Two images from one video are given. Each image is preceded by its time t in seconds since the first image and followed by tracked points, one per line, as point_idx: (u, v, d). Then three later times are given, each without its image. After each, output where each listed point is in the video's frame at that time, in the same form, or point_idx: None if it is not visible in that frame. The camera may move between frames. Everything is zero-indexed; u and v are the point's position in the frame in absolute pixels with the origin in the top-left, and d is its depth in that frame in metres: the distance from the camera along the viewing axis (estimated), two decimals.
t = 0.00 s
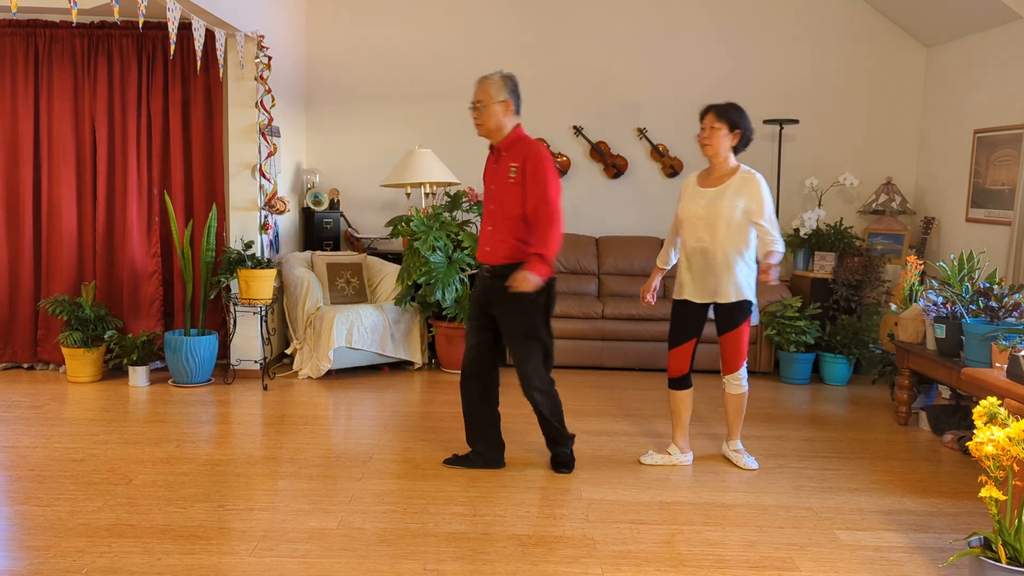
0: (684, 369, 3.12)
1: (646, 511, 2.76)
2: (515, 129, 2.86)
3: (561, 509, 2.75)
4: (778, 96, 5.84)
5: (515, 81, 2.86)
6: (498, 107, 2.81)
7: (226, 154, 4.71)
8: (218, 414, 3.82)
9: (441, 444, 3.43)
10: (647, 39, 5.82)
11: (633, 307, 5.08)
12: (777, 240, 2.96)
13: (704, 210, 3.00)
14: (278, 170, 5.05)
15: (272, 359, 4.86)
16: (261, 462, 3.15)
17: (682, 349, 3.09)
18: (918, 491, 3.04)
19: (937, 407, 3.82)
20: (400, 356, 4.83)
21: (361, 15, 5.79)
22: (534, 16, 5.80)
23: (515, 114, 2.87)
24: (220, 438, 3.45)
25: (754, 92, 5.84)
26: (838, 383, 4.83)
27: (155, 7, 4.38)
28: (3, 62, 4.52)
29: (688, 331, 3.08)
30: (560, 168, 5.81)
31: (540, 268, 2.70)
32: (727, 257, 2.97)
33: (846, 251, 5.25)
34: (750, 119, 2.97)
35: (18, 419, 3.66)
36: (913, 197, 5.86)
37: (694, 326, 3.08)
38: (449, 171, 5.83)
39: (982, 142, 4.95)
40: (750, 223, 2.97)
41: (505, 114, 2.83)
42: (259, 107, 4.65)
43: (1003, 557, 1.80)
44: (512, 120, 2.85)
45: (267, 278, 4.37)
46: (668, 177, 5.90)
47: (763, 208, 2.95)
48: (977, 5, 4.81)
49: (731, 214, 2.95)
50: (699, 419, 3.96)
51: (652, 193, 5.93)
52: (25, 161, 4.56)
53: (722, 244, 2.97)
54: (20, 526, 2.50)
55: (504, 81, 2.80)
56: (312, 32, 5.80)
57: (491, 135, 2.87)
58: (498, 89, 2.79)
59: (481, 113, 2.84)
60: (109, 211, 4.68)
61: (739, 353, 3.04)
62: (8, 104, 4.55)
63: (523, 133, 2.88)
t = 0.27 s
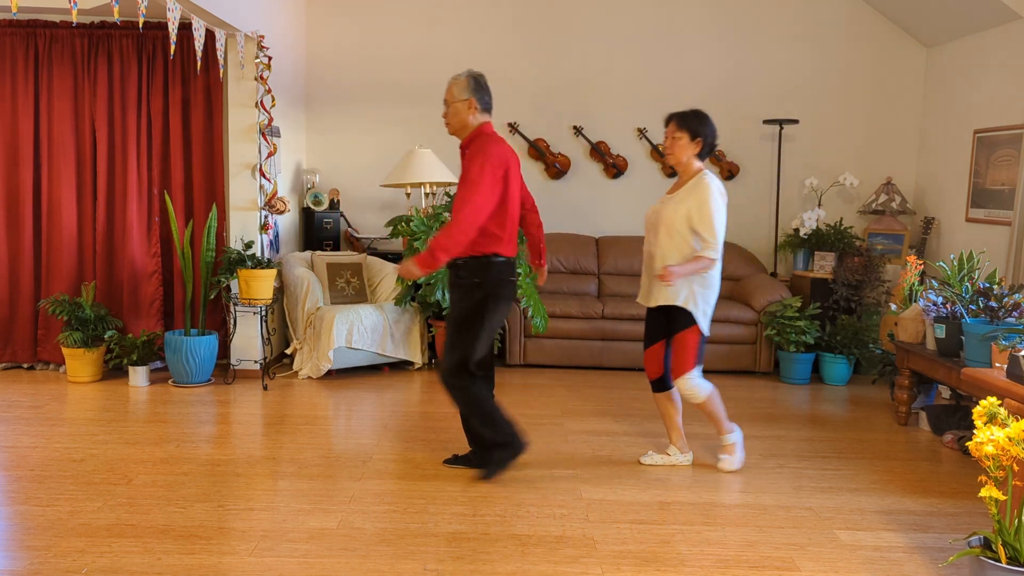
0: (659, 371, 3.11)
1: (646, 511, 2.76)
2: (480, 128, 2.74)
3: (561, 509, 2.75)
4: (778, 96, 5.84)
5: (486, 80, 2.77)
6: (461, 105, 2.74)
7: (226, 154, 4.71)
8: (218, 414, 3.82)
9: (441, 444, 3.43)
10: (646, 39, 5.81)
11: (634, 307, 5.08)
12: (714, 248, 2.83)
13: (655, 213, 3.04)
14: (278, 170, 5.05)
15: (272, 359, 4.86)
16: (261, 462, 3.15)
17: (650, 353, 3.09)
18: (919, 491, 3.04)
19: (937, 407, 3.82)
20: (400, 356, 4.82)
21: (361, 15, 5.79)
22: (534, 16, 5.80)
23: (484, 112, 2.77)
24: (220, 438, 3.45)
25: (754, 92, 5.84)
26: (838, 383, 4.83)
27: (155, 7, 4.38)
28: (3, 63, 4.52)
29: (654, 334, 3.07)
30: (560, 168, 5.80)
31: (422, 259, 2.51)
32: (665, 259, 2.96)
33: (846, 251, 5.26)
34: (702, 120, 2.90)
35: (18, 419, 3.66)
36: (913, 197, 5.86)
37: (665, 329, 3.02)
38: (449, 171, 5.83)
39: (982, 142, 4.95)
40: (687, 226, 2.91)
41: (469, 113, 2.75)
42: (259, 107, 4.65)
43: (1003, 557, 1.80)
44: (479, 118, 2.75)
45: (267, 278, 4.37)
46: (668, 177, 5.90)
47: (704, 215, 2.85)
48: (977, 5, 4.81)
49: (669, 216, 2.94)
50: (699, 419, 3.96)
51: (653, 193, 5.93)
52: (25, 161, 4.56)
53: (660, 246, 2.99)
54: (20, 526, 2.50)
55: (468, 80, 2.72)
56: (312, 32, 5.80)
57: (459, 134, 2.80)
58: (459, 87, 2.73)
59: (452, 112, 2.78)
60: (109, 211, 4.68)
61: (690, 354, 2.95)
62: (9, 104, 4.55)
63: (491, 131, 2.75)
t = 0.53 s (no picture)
0: (658, 369, 3.09)
1: (646, 511, 2.76)
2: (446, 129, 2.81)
3: (562, 509, 2.75)
4: (778, 96, 5.84)
5: (455, 81, 2.84)
6: (429, 108, 2.83)
7: (226, 154, 4.71)
8: (218, 414, 3.82)
9: (441, 444, 3.43)
10: (646, 39, 5.81)
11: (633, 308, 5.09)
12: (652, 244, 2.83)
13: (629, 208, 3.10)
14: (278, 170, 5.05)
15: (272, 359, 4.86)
16: (261, 462, 3.15)
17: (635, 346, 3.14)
18: (919, 491, 3.04)
19: (937, 407, 3.82)
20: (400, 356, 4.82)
21: (361, 15, 5.79)
22: (534, 16, 5.81)
23: (454, 112, 2.84)
24: (220, 438, 3.45)
25: (754, 92, 5.84)
26: (838, 383, 4.83)
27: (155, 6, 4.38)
28: (3, 63, 4.52)
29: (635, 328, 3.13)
30: (560, 168, 5.81)
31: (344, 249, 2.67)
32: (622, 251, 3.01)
33: (846, 251, 5.26)
34: (658, 114, 2.90)
35: (18, 419, 3.66)
36: (913, 197, 5.86)
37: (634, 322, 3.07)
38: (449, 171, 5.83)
39: (982, 142, 4.95)
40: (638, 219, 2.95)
41: (438, 114, 2.83)
42: (259, 107, 4.65)
43: (1003, 557, 1.80)
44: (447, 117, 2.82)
45: (267, 277, 4.37)
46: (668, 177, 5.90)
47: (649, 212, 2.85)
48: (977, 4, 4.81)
49: (627, 210, 2.99)
50: (699, 419, 3.96)
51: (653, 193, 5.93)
52: (25, 161, 4.56)
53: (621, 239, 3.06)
54: (20, 526, 2.50)
55: (436, 82, 2.81)
56: (312, 32, 5.80)
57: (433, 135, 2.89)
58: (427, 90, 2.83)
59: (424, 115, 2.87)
60: (109, 211, 4.68)
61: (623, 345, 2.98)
62: (9, 104, 4.55)
63: (456, 131, 2.80)
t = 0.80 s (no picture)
0: (641, 371, 3.05)
1: (646, 511, 2.76)
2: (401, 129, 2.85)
3: (562, 509, 2.75)
4: (778, 96, 5.84)
5: (410, 82, 2.88)
6: (385, 110, 2.88)
7: (226, 154, 4.71)
8: (218, 414, 3.82)
9: (441, 444, 3.43)
10: (646, 39, 5.81)
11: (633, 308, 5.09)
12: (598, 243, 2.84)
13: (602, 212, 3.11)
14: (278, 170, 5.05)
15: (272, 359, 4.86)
16: (261, 462, 3.15)
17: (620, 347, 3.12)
18: (919, 491, 3.04)
19: (937, 407, 3.82)
20: (400, 356, 4.82)
21: (361, 15, 5.79)
22: (534, 16, 5.80)
23: (411, 113, 2.87)
24: (220, 438, 3.45)
25: (754, 92, 5.84)
26: (838, 383, 4.83)
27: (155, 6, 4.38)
28: (3, 62, 4.52)
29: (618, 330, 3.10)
30: (560, 168, 5.81)
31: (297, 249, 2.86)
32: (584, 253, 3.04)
33: (846, 251, 5.26)
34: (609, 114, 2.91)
35: (18, 419, 3.66)
36: (913, 197, 5.86)
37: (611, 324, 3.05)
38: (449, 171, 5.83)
39: (982, 142, 4.95)
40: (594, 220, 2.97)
41: (395, 117, 2.88)
42: (259, 107, 4.65)
43: (1003, 557, 1.80)
44: (402, 120, 2.87)
45: (266, 277, 4.36)
46: (668, 177, 5.90)
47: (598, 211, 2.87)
48: (977, 4, 4.81)
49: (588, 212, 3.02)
50: (699, 419, 3.96)
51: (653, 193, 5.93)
52: (25, 161, 4.56)
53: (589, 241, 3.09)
54: (20, 526, 2.50)
55: (391, 84, 2.86)
56: (312, 32, 5.80)
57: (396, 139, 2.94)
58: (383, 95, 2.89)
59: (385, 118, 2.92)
60: (109, 211, 4.68)
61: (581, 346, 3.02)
62: (9, 104, 4.55)
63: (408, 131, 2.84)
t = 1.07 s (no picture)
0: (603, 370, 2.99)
1: (646, 511, 2.76)
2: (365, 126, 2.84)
3: (562, 509, 2.75)
4: (778, 96, 5.84)
5: (373, 77, 2.84)
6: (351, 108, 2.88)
7: (226, 154, 4.71)
8: (218, 414, 3.82)
9: (441, 444, 3.43)
10: (646, 39, 5.81)
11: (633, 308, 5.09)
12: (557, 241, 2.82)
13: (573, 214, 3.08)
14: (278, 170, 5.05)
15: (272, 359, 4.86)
16: (261, 462, 3.15)
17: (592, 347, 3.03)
18: (919, 491, 3.04)
19: (937, 407, 3.82)
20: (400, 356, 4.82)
21: (361, 15, 5.79)
22: (535, 16, 5.80)
23: (374, 108, 2.85)
24: (220, 438, 3.45)
25: (754, 92, 5.84)
26: (838, 383, 4.83)
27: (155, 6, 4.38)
28: (3, 62, 4.52)
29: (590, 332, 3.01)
30: (560, 168, 5.81)
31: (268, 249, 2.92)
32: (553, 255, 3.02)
33: (846, 251, 5.27)
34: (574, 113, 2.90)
35: (18, 419, 3.66)
36: (913, 197, 5.86)
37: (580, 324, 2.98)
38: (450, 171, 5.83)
39: (982, 142, 4.95)
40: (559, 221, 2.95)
41: (358, 114, 2.86)
42: (259, 107, 4.66)
43: (1003, 557, 1.80)
44: (365, 116, 2.84)
45: (266, 278, 4.36)
46: (668, 177, 5.90)
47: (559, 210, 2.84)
48: (977, 4, 4.81)
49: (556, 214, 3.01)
50: (699, 419, 3.96)
51: (653, 193, 5.93)
52: (25, 162, 4.56)
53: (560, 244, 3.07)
54: (20, 526, 2.50)
55: (355, 82, 2.84)
56: (312, 32, 5.80)
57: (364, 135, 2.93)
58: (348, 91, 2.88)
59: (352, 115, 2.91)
60: (109, 211, 4.68)
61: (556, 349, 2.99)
62: (8, 104, 4.55)
63: (370, 128, 2.82)
